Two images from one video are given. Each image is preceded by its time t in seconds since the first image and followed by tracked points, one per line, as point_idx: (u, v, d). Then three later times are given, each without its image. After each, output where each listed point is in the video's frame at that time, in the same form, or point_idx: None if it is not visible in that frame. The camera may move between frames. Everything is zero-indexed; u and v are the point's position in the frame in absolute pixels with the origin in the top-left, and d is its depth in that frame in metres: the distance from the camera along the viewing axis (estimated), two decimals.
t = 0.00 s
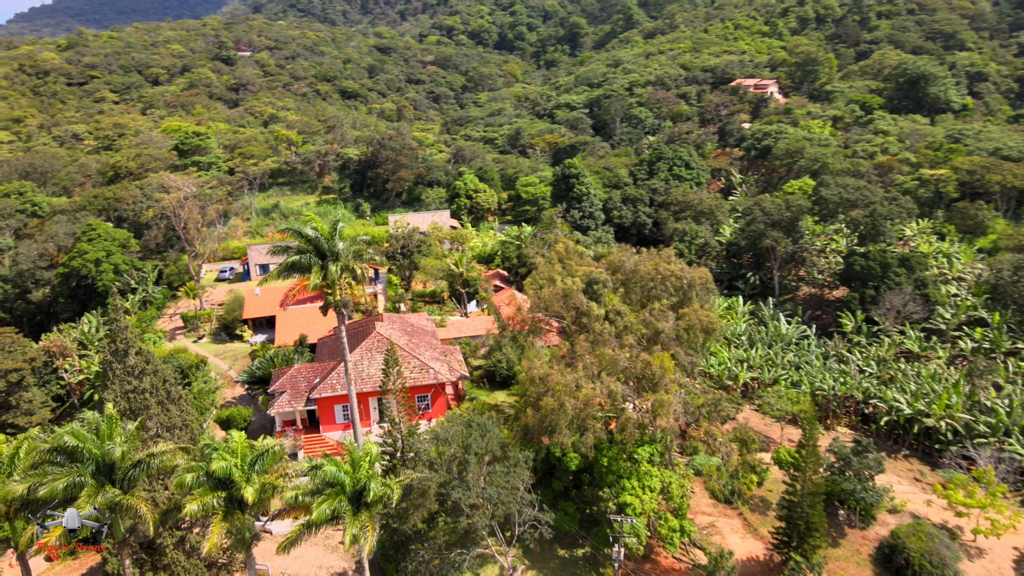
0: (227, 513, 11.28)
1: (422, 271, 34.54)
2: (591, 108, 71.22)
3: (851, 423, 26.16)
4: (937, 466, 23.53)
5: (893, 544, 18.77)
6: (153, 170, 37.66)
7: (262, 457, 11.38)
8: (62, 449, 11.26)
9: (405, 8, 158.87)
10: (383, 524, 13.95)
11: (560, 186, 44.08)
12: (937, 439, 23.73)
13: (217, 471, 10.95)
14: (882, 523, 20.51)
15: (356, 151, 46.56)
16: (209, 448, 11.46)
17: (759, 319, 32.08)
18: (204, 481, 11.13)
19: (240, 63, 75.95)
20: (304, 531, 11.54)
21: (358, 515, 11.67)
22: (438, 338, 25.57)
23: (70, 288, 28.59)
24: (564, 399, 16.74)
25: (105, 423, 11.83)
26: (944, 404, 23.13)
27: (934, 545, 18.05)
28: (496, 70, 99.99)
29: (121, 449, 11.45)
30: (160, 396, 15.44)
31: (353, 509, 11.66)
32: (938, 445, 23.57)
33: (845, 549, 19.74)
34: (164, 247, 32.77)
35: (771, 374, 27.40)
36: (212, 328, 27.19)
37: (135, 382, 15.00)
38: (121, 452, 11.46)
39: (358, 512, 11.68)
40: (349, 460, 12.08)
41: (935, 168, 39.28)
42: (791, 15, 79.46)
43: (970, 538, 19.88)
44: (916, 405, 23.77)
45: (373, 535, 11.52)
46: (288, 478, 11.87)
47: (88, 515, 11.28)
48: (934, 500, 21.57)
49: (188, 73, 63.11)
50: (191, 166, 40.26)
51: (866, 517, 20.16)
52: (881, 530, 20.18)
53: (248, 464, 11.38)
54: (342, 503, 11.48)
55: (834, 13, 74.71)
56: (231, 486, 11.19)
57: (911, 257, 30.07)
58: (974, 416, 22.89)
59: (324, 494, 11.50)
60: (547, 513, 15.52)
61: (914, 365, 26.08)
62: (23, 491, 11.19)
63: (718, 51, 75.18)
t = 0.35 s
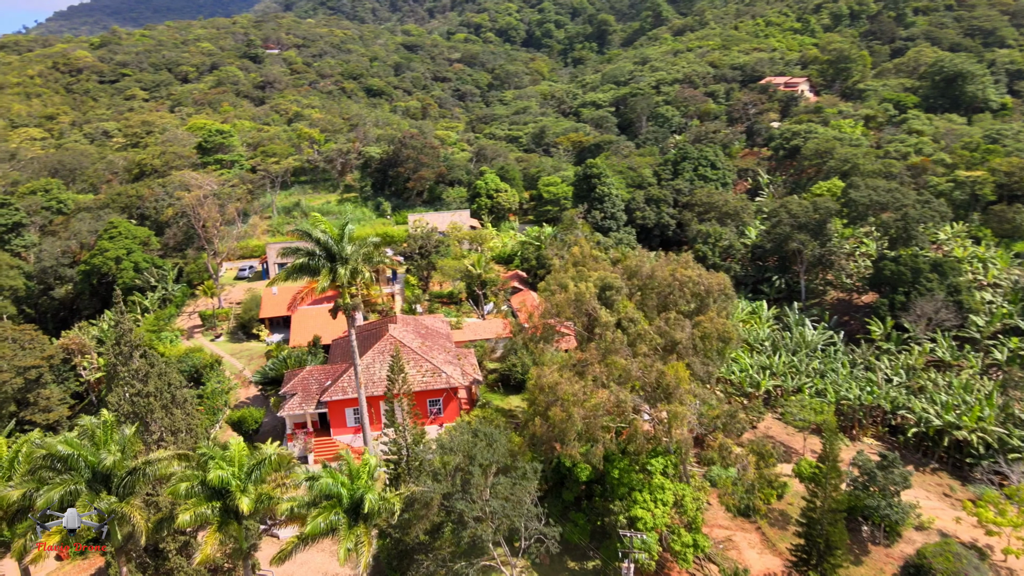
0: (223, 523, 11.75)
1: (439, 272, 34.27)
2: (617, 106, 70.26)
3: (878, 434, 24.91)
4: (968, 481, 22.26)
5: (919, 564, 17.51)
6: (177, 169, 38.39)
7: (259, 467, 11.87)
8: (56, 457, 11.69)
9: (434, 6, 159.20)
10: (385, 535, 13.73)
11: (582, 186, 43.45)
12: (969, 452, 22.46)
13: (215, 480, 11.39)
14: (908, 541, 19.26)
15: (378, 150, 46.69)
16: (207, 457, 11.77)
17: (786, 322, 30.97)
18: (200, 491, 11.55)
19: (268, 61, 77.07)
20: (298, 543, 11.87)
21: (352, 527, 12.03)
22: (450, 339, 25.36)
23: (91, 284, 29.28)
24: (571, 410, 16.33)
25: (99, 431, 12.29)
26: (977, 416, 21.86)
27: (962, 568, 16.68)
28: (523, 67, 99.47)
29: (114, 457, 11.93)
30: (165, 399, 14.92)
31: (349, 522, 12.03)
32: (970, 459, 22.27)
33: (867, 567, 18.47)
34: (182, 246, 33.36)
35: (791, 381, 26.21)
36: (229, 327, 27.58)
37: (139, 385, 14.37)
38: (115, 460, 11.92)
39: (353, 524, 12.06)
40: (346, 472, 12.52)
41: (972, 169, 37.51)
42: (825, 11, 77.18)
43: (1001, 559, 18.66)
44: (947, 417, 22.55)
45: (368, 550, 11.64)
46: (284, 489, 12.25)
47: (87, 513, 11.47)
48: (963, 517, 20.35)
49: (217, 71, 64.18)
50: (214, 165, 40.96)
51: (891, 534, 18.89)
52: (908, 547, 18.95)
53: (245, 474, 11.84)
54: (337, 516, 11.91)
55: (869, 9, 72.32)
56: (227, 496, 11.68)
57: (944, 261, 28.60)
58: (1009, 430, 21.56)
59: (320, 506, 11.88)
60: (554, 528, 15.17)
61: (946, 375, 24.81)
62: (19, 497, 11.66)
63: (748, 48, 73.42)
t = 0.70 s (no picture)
0: (219, 533, 11.75)
1: (457, 273, 34.20)
2: (642, 105, 69.34)
3: (904, 445, 23.83)
4: (998, 496, 21.02)
5: None
6: (200, 167, 39.05)
7: (258, 475, 12.03)
8: (53, 463, 11.84)
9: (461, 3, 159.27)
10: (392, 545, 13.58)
11: (603, 186, 42.82)
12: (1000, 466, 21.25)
13: (213, 488, 11.54)
14: (933, 560, 18.05)
15: (399, 149, 46.77)
16: (205, 464, 11.95)
17: (811, 327, 29.95)
18: (196, 499, 11.62)
19: (295, 60, 78.07)
20: (295, 554, 11.79)
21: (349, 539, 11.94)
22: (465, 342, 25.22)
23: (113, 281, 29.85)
24: (579, 420, 15.95)
25: (96, 435, 12.55)
26: (1008, 429, 20.76)
27: None
28: (548, 66, 98.87)
29: (109, 461, 12.00)
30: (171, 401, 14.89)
31: (346, 535, 11.94)
32: (1000, 473, 21.10)
33: None
34: (200, 245, 33.93)
35: (813, 388, 25.31)
36: (247, 326, 27.92)
37: (144, 388, 14.44)
38: (110, 466, 12.00)
39: (350, 536, 11.95)
40: (345, 484, 12.47)
41: (1011, 171, 35.87)
42: (857, 8, 75.13)
43: None
44: (976, 429, 21.45)
45: (362, 565, 11.61)
46: (282, 498, 12.34)
47: (88, 514, 11.74)
48: (993, 535, 19.09)
49: (244, 69, 65.15)
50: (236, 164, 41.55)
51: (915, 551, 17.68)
52: (932, 566, 17.78)
53: (244, 481, 12.00)
54: (334, 528, 11.81)
55: (904, 6, 70.04)
56: (223, 504, 11.79)
57: (978, 266, 27.32)
58: None
59: (318, 517, 11.84)
60: (561, 541, 14.83)
61: (977, 386, 23.65)
62: (17, 502, 12.00)
63: (777, 46, 71.71)
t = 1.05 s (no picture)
0: (216, 541, 12.02)
1: (476, 273, 34.02)
2: (671, 103, 68.11)
3: (935, 459, 22.70)
4: None
5: None
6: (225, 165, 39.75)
7: (256, 483, 12.14)
8: (49, 470, 11.92)
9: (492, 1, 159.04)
10: (394, 555, 13.42)
11: (626, 187, 42.07)
12: None
13: (212, 496, 11.65)
14: None
15: (423, 147, 46.80)
16: (204, 471, 12.06)
17: (841, 333, 28.76)
18: (193, 506, 11.77)
19: (324, 58, 79.00)
20: (292, 565, 11.82)
21: (346, 551, 11.93)
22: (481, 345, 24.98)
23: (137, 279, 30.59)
24: (587, 432, 15.58)
25: (94, 439, 12.58)
26: None
27: None
28: (577, 64, 98.01)
29: (106, 465, 12.24)
30: (177, 404, 15.23)
31: (343, 547, 11.89)
32: None
33: None
34: (221, 243, 34.87)
35: (840, 398, 24.27)
36: (266, 325, 28.31)
37: (151, 390, 14.61)
38: (108, 471, 12.24)
39: (347, 548, 11.93)
40: (344, 495, 12.31)
41: None
42: (896, 4, 72.56)
43: None
44: (1012, 444, 20.27)
45: None
46: (279, 507, 12.40)
47: (87, 514, 11.95)
48: None
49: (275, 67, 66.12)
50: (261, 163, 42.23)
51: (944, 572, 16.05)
52: None
53: (241, 490, 12.09)
54: (330, 540, 11.77)
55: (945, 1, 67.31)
56: (218, 514, 11.99)
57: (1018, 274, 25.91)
58: None
59: (315, 529, 11.80)
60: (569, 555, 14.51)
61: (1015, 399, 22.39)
62: (15, 507, 12.09)
63: (812, 44, 69.68)
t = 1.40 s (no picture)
0: (212, 550, 12.09)
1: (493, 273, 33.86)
2: (697, 102, 66.92)
3: (963, 470, 21.73)
4: None
5: None
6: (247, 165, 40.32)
7: (255, 490, 12.25)
8: (47, 475, 12.04)
9: None
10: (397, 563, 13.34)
11: (648, 188, 41.39)
12: None
13: (211, 505, 11.68)
14: None
15: (444, 147, 46.74)
16: (204, 480, 12.24)
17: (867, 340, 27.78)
18: (192, 514, 11.91)
19: (349, 57, 79.71)
20: None
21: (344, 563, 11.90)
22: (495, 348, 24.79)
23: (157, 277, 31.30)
24: (595, 443, 15.23)
25: (95, 444, 12.81)
26: None
27: None
28: (603, 62, 97.04)
29: (105, 470, 12.46)
30: (183, 408, 15.47)
31: (339, 559, 11.87)
32: None
33: None
34: (240, 243, 35.47)
35: (865, 406, 23.42)
36: (284, 324, 28.63)
37: (157, 394, 14.85)
38: (108, 475, 12.46)
39: (344, 560, 11.90)
40: (342, 505, 12.29)
41: None
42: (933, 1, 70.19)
43: None
44: None
45: None
46: (276, 516, 12.45)
47: (87, 514, 12.11)
48: None
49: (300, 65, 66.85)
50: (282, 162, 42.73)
51: None
52: None
53: (240, 497, 12.21)
54: (326, 551, 11.78)
55: None
56: (214, 523, 12.04)
57: None
58: None
59: (311, 540, 11.79)
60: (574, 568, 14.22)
61: None
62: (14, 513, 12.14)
63: (843, 41, 67.73)
